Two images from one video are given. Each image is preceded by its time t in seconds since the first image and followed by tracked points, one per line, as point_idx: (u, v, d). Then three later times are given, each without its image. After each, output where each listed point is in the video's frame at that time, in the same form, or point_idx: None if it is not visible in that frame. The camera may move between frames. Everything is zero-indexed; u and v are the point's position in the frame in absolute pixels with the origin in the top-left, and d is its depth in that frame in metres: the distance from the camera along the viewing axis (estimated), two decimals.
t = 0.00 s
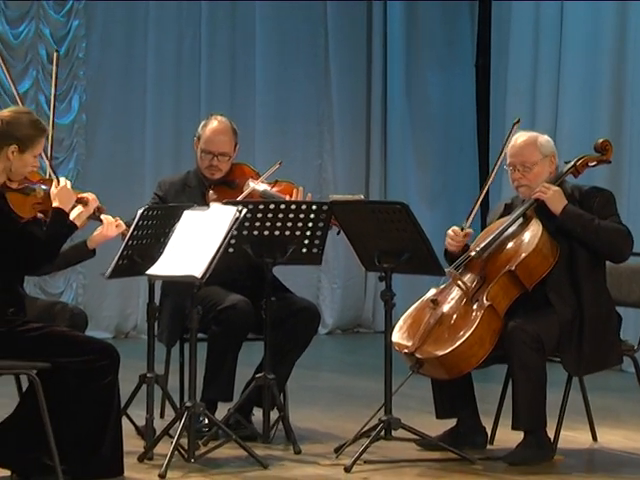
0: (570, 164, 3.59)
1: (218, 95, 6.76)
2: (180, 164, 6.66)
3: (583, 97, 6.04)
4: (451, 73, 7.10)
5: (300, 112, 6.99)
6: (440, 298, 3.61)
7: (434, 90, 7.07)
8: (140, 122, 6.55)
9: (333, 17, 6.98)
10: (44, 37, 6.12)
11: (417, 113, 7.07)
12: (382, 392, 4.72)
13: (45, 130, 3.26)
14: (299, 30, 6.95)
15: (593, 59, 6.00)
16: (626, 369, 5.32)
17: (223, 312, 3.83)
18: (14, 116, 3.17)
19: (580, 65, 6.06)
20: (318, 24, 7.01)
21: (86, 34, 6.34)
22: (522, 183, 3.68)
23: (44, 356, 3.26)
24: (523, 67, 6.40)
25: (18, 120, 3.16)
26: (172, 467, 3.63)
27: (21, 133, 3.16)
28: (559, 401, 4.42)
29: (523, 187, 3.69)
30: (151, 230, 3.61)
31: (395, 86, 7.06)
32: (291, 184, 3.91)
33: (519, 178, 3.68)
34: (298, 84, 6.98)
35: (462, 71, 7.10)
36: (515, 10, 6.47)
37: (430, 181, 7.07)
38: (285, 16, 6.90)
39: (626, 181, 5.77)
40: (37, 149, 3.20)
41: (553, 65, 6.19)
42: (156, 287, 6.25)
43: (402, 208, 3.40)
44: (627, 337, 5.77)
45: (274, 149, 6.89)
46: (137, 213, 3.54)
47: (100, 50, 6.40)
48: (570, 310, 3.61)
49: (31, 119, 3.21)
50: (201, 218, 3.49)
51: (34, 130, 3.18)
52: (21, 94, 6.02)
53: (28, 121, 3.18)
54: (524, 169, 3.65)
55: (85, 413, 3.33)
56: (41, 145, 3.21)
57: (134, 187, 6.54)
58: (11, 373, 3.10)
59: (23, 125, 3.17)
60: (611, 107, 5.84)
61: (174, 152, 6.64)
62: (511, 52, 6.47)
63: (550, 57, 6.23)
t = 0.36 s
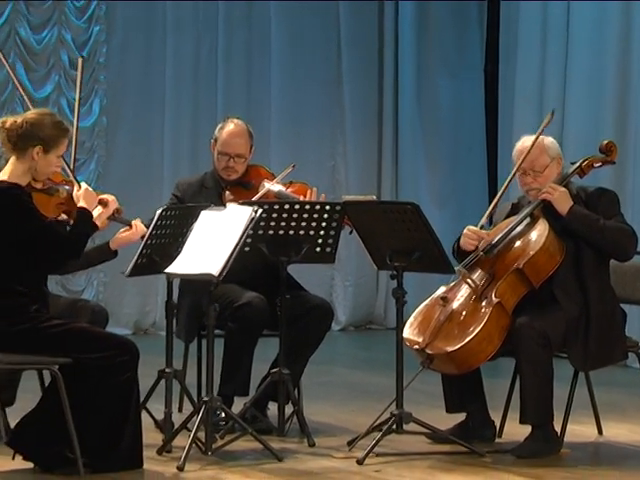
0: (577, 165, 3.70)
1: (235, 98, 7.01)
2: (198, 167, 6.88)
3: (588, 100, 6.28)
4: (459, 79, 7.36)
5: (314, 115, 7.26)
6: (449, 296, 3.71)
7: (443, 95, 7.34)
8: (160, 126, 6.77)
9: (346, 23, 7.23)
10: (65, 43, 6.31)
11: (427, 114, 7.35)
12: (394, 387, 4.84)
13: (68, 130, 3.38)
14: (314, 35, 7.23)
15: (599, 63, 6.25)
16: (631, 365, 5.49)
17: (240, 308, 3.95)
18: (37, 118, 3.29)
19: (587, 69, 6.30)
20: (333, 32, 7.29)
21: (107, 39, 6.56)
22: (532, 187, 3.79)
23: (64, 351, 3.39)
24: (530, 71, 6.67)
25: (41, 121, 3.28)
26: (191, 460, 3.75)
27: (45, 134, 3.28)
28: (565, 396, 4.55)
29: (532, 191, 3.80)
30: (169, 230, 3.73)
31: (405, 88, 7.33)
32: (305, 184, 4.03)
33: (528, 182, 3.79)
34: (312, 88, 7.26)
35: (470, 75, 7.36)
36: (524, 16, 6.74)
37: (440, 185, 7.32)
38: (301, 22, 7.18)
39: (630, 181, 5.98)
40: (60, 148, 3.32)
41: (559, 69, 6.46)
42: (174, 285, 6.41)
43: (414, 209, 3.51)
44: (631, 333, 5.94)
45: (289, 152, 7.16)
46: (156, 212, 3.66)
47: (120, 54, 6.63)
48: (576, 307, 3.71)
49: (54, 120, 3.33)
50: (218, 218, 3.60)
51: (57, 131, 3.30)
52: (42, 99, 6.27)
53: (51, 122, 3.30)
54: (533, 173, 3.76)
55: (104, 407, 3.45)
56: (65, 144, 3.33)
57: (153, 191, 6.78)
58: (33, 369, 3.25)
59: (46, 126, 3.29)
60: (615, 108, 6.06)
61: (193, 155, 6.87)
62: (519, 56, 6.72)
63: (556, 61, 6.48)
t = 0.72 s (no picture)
0: (586, 167, 3.79)
1: (253, 103, 7.19)
2: (217, 169, 7.08)
3: (595, 105, 6.49)
4: (471, 83, 7.53)
5: (330, 119, 7.48)
6: (462, 293, 3.82)
7: (456, 103, 7.49)
8: (179, 130, 6.96)
9: (364, 33, 7.47)
10: (88, 49, 6.42)
11: (440, 116, 7.51)
12: (408, 382, 4.97)
13: (92, 132, 3.51)
14: (330, 43, 7.45)
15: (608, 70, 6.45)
16: None
17: (258, 307, 4.07)
18: (63, 120, 3.42)
19: (596, 76, 6.51)
20: (348, 40, 7.50)
21: (129, 45, 6.75)
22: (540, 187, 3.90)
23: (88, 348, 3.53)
24: (539, 80, 6.92)
25: (66, 124, 3.41)
26: (211, 453, 3.88)
27: (71, 136, 3.41)
28: (575, 392, 4.67)
29: (541, 190, 3.91)
30: (190, 231, 3.83)
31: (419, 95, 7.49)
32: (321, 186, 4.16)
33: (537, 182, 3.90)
34: (329, 89, 7.48)
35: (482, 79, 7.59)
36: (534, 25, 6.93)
37: (453, 185, 7.52)
38: (318, 33, 7.40)
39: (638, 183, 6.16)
40: (85, 149, 3.45)
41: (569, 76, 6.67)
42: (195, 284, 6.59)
43: (427, 210, 3.62)
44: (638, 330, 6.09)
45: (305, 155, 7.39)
46: (177, 213, 3.75)
47: (142, 59, 6.85)
48: (585, 306, 3.82)
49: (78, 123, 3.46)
50: (237, 220, 3.71)
51: (82, 133, 3.43)
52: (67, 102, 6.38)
53: (76, 124, 3.43)
54: (541, 173, 3.88)
55: (128, 402, 3.58)
56: (90, 146, 3.46)
57: (173, 195, 6.96)
58: (55, 365, 3.42)
59: (72, 128, 3.42)
60: (622, 114, 6.26)
61: (212, 158, 7.05)
62: (529, 61, 6.97)
63: (566, 69, 6.70)
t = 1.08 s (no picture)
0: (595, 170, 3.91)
1: (271, 109, 7.48)
2: (237, 172, 7.34)
3: (605, 111, 6.73)
4: (483, 90, 7.83)
5: (347, 122, 7.73)
6: (475, 293, 3.93)
7: (468, 102, 7.80)
8: (200, 137, 7.26)
9: (379, 40, 7.70)
10: (113, 56, 6.81)
11: (452, 120, 7.79)
12: (422, 379, 5.10)
13: (118, 136, 3.64)
14: (346, 48, 7.68)
15: (615, 73, 6.69)
16: None
17: (277, 305, 4.20)
18: (89, 124, 3.55)
19: (605, 78, 6.74)
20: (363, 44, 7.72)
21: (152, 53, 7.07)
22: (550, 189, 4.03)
23: (112, 346, 3.65)
24: (550, 82, 7.08)
25: (93, 128, 3.54)
26: (231, 448, 4.00)
27: (97, 139, 3.54)
28: (584, 389, 4.80)
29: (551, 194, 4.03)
30: (211, 232, 3.93)
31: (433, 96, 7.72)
32: (338, 189, 4.31)
33: (547, 185, 4.03)
34: (346, 92, 7.71)
35: (494, 83, 7.84)
36: (544, 27, 7.13)
37: (466, 186, 7.79)
38: (335, 41, 7.64)
39: None
40: (111, 152, 3.58)
41: (578, 79, 6.89)
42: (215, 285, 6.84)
43: (441, 211, 3.74)
44: None
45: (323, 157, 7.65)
46: (198, 215, 3.85)
47: (164, 65, 7.12)
48: (594, 305, 3.94)
49: (104, 127, 3.59)
50: (257, 221, 3.84)
51: (108, 136, 3.56)
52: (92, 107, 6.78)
53: (102, 128, 3.56)
54: (551, 176, 4.01)
55: (151, 398, 3.71)
56: (115, 149, 3.59)
57: (193, 200, 7.24)
58: (82, 361, 3.57)
59: (98, 132, 3.55)
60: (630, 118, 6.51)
61: (232, 162, 7.32)
62: (540, 67, 7.11)
63: (575, 69, 6.91)
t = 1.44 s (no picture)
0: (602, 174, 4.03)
1: (287, 113, 7.60)
2: (253, 174, 7.46)
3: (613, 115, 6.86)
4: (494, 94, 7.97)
5: (361, 125, 7.84)
6: (484, 292, 4.05)
7: (477, 106, 7.96)
8: (219, 138, 7.38)
9: (391, 45, 7.84)
10: (132, 61, 6.98)
11: (464, 124, 7.95)
12: (433, 375, 5.22)
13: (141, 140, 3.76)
14: (360, 56, 7.81)
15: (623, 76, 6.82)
16: None
17: (292, 304, 4.31)
18: (112, 128, 3.68)
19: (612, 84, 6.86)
20: (376, 49, 7.86)
21: (171, 58, 7.19)
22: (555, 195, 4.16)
23: (132, 343, 3.77)
24: (559, 86, 7.37)
25: (115, 131, 3.67)
26: (247, 442, 4.12)
27: (120, 143, 3.67)
28: (591, 385, 4.92)
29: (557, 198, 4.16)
30: (228, 232, 4.03)
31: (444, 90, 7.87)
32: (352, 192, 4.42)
33: (552, 190, 4.16)
34: (360, 97, 7.84)
35: (504, 88, 8.02)
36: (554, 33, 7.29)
37: (476, 187, 7.97)
38: (349, 46, 7.78)
39: None
40: (133, 155, 3.70)
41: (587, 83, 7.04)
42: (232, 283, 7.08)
43: (451, 212, 3.86)
44: None
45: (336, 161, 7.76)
46: (215, 216, 3.96)
47: (183, 69, 7.26)
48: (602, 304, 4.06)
49: (127, 131, 3.71)
50: (272, 222, 3.95)
51: (130, 140, 3.68)
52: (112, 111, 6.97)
53: (124, 132, 3.68)
54: (555, 182, 4.13)
55: (169, 394, 3.81)
56: (137, 153, 3.71)
57: (212, 201, 7.38)
58: (102, 358, 3.69)
59: (121, 136, 3.67)
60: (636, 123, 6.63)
61: (248, 166, 7.46)
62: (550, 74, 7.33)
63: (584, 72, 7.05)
